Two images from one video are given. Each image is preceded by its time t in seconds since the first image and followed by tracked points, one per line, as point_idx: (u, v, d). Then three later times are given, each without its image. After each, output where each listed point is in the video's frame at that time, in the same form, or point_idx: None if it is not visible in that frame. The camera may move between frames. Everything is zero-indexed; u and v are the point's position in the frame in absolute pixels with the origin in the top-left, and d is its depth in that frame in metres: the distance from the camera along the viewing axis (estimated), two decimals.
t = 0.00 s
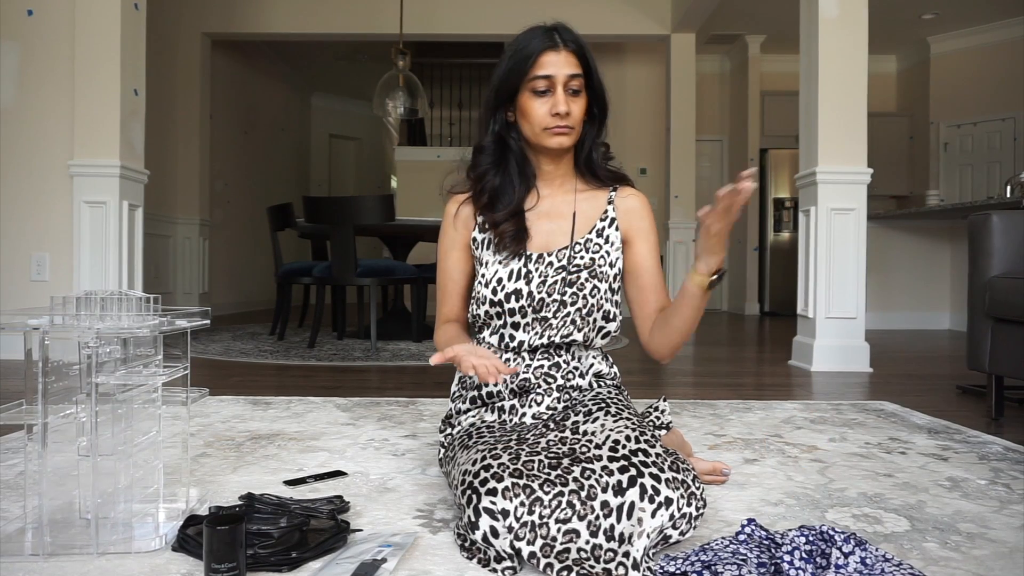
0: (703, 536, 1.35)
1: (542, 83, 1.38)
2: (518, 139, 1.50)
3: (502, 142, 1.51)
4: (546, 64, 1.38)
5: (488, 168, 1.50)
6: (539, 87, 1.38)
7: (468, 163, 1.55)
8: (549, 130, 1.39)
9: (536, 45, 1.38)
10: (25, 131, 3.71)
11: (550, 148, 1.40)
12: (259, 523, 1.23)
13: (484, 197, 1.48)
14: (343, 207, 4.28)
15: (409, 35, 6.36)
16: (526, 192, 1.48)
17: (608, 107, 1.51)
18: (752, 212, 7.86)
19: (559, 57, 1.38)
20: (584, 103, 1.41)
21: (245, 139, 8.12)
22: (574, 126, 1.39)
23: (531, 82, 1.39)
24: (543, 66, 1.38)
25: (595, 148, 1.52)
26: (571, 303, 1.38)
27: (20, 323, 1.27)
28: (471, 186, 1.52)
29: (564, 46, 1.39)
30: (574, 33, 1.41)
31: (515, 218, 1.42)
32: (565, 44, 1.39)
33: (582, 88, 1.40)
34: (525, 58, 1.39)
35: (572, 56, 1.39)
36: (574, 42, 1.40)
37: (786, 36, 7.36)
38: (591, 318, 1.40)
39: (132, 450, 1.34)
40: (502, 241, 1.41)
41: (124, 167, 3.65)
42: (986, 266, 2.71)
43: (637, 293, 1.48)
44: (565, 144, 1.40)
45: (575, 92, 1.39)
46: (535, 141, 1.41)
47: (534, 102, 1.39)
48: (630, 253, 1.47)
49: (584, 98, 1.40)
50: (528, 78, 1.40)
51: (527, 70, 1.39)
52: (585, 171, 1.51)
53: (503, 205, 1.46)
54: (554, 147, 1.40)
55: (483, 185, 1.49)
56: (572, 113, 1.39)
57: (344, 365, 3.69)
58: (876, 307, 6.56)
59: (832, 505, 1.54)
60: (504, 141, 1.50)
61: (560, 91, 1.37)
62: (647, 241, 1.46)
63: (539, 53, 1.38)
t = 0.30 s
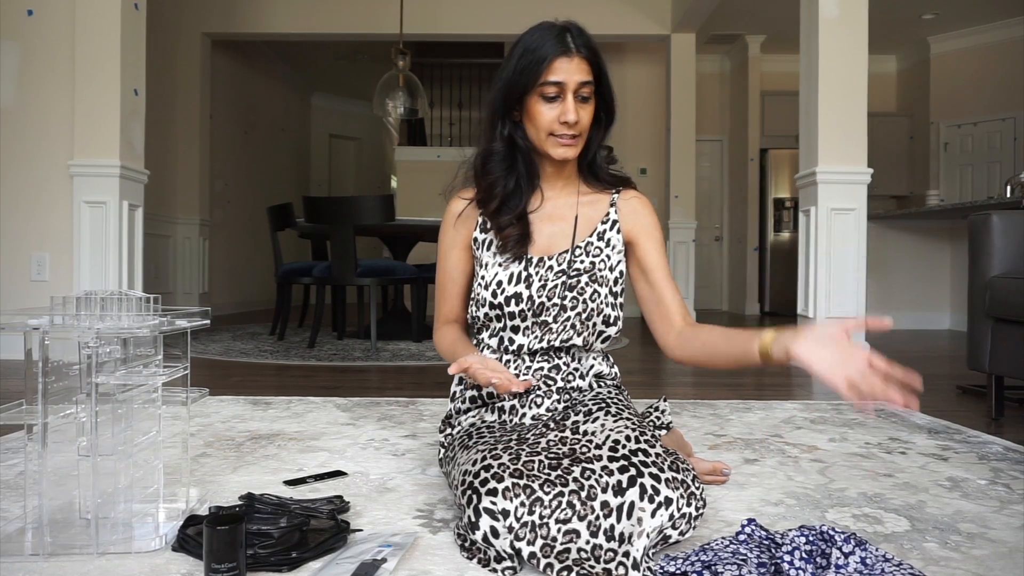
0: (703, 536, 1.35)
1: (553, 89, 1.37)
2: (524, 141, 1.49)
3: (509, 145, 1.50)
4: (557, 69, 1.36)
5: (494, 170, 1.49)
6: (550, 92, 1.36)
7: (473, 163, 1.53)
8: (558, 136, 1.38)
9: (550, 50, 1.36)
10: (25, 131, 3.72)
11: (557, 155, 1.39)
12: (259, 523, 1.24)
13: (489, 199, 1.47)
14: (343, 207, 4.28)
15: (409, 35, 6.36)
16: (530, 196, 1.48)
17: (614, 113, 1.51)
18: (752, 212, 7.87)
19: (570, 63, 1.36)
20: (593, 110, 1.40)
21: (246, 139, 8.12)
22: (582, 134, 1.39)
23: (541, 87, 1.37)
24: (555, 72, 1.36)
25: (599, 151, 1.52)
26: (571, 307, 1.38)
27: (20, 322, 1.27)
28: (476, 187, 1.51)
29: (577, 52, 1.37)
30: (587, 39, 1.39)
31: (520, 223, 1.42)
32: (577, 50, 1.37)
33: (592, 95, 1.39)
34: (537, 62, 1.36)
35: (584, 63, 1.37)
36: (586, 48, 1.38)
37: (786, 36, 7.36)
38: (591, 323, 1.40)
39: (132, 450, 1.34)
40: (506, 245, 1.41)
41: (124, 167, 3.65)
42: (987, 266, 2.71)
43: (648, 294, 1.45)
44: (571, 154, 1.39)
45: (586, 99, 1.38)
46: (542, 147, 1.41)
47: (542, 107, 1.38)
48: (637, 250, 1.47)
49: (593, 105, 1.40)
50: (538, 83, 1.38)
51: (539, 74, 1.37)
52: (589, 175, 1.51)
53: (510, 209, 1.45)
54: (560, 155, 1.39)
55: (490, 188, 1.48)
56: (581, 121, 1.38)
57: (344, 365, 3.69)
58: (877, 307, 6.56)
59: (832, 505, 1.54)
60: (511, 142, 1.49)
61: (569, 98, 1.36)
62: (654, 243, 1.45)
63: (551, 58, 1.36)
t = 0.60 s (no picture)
0: (702, 537, 1.35)
1: (570, 87, 1.32)
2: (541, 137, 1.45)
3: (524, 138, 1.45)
4: (576, 67, 1.31)
5: (509, 165, 1.45)
6: (565, 90, 1.32)
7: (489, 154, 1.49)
8: (569, 136, 1.34)
9: (569, 47, 1.32)
10: (25, 130, 3.72)
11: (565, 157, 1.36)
12: (259, 524, 1.23)
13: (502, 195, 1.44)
14: (343, 207, 4.28)
15: (409, 35, 6.36)
16: (544, 194, 1.45)
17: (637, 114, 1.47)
18: (752, 212, 7.87)
19: (590, 62, 1.32)
20: (609, 113, 1.35)
21: (246, 139, 8.11)
22: (595, 136, 1.35)
23: (559, 84, 1.33)
24: (574, 69, 1.31)
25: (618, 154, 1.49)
26: (578, 319, 1.38)
27: (20, 322, 1.27)
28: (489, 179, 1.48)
29: (598, 51, 1.32)
30: (610, 36, 1.34)
31: (534, 225, 1.40)
32: (598, 48, 1.33)
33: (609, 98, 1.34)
34: (555, 57, 1.32)
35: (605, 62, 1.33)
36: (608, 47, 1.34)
37: (786, 36, 7.36)
38: (597, 334, 1.41)
39: (133, 450, 1.34)
40: (517, 247, 1.39)
41: (124, 167, 3.65)
42: (986, 266, 2.71)
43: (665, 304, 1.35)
44: (578, 156, 1.35)
45: (603, 101, 1.34)
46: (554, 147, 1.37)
47: (557, 104, 1.34)
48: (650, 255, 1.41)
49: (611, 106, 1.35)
50: (556, 80, 1.33)
51: (556, 71, 1.33)
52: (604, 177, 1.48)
53: (523, 207, 1.42)
54: (569, 158, 1.36)
55: (505, 182, 1.44)
56: (595, 123, 1.34)
57: (344, 365, 3.70)
58: (877, 307, 6.56)
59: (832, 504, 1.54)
60: (526, 137, 1.45)
61: (585, 98, 1.32)
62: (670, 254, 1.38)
63: (569, 55, 1.32)
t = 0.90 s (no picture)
0: (701, 537, 1.35)
1: (550, 77, 1.36)
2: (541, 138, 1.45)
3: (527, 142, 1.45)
4: (554, 56, 1.35)
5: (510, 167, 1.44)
6: (545, 81, 1.36)
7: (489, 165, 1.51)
8: (555, 126, 1.36)
9: (546, 40, 1.36)
10: (25, 130, 3.71)
11: (552, 149, 1.38)
12: (259, 524, 1.23)
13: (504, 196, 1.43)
14: (343, 207, 4.28)
15: (409, 35, 6.36)
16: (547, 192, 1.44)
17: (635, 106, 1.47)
18: (752, 213, 7.87)
19: (567, 50, 1.35)
20: (593, 100, 1.37)
21: (246, 138, 8.12)
22: (580, 124, 1.36)
23: (540, 77, 1.37)
24: (552, 60, 1.35)
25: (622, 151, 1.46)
26: (579, 321, 1.38)
27: (20, 323, 1.27)
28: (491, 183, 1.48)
29: (573, 40, 1.36)
30: (588, 25, 1.37)
31: (544, 222, 1.38)
32: (575, 37, 1.36)
33: (589, 84, 1.36)
34: (534, 52, 1.37)
35: (583, 49, 1.35)
36: (587, 35, 1.36)
37: (786, 36, 7.36)
38: (597, 336, 1.41)
39: (132, 450, 1.34)
40: (529, 248, 1.38)
41: (124, 167, 3.65)
42: (986, 266, 2.71)
43: (661, 310, 1.37)
44: (568, 145, 1.36)
45: (584, 86, 1.36)
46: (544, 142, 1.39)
47: (540, 97, 1.37)
48: (649, 260, 1.41)
49: (595, 92, 1.37)
50: (539, 73, 1.37)
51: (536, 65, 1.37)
52: (607, 172, 1.46)
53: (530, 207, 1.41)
54: (558, 149, 1.37)
55: (515, 186, 1.42)
56: (576, 109, 1.35)
57: (344, 365, 3.70)
58: (876, 307, 6.56)
59: (832, 505, 1.54)
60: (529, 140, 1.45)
61: (562, 86, 1.35)
62: (668, 257, 1.39)
63: (546, 48, 1.36)
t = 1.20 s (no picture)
0: (701, 537, 1.34)
1: (532, 79, 1.37)
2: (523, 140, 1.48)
3: (507, 146, 1.49)
4: (535, 58, 1.37)
5: (492, 171, 1.49)
6: (528, 83, 1.38)
7: (470, 164, 1.55)
8: (542, 125, 1.37)
9: (527, 43, 1.38)
10: (24, 130, 3.71)
11: (544, 148, 1.38)
12: (259, 524, 1.23)
13: (489, 199, 1.46)
14: (343, 207, 4.28)
15: (409, 35, 6.36)
16: (531, 190, 1.46)
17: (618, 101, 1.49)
18: (752, 213, 7.87)
19: (549, 51, 1.37)
20: (578, 98, 1.38)
21: (246, 138, 8.12)
22: (568, 122, 1.37)
23: (523, 79, 1.38)
24: (533, 61, 1.37)
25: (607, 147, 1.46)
26: (571, 315, 1.37)
27: (20, 322, 1.27)
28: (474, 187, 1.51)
29: (552, 40, 1.37)
30: (568, 25, 1.39)
31: (524, 219, 1.40)
32: (553, 38, 1.38)
33: (574, 81, 1.37)
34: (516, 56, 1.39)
35: (565, 49, 1.37)
36: (566, 35, 1.38)
37: (786, 36, 7.36)
38: (590, 331, 1.39)
39: (132, 449, 1.34)
40: (513, 244, 1.39)
41: (124, 167, 3.65)
42: (986, 266, 2.71)
43: (657, 302, 1.37)
44: (559, 144, 1.37)
45: (569, 84, 1.37)
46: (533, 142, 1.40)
47: (525, 99, 1.39)
48: (644, 254, 1.41)
49: (579, 89, 1.38)
50: (521, 76, 1.39)
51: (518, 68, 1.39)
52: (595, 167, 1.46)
53: (510, 204, 1.45)
54: (549, 148, 1.38)
55: (486, 187, 1.48)
56: (563, 108, 1.36)
57: (344, 365, 3.69)
58: (876, 306, 6.56)
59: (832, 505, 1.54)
60: (509, 145, 1.49)
61: (547, 85, 1.36)
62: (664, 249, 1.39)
63: (527, 50, 1.38)
